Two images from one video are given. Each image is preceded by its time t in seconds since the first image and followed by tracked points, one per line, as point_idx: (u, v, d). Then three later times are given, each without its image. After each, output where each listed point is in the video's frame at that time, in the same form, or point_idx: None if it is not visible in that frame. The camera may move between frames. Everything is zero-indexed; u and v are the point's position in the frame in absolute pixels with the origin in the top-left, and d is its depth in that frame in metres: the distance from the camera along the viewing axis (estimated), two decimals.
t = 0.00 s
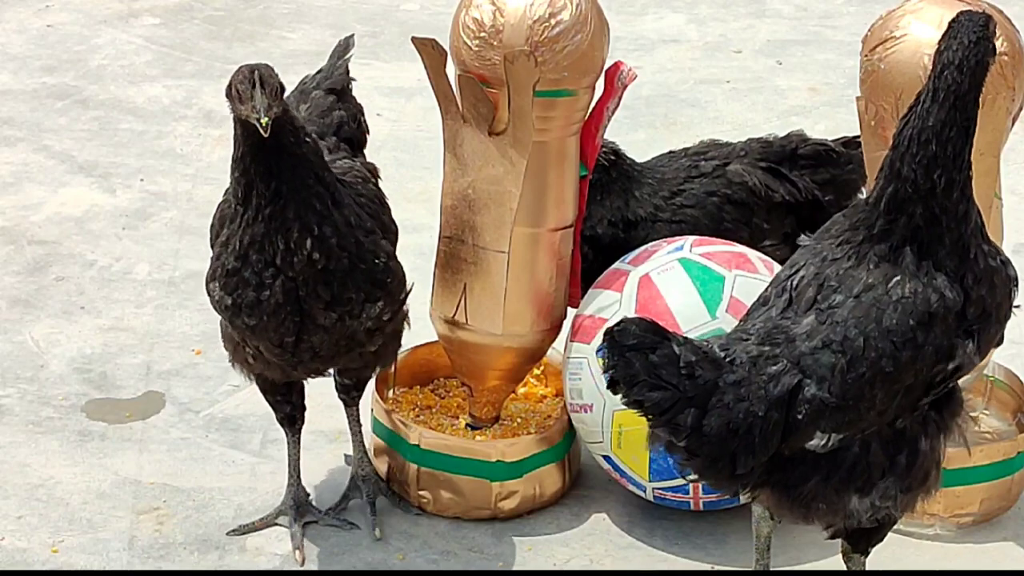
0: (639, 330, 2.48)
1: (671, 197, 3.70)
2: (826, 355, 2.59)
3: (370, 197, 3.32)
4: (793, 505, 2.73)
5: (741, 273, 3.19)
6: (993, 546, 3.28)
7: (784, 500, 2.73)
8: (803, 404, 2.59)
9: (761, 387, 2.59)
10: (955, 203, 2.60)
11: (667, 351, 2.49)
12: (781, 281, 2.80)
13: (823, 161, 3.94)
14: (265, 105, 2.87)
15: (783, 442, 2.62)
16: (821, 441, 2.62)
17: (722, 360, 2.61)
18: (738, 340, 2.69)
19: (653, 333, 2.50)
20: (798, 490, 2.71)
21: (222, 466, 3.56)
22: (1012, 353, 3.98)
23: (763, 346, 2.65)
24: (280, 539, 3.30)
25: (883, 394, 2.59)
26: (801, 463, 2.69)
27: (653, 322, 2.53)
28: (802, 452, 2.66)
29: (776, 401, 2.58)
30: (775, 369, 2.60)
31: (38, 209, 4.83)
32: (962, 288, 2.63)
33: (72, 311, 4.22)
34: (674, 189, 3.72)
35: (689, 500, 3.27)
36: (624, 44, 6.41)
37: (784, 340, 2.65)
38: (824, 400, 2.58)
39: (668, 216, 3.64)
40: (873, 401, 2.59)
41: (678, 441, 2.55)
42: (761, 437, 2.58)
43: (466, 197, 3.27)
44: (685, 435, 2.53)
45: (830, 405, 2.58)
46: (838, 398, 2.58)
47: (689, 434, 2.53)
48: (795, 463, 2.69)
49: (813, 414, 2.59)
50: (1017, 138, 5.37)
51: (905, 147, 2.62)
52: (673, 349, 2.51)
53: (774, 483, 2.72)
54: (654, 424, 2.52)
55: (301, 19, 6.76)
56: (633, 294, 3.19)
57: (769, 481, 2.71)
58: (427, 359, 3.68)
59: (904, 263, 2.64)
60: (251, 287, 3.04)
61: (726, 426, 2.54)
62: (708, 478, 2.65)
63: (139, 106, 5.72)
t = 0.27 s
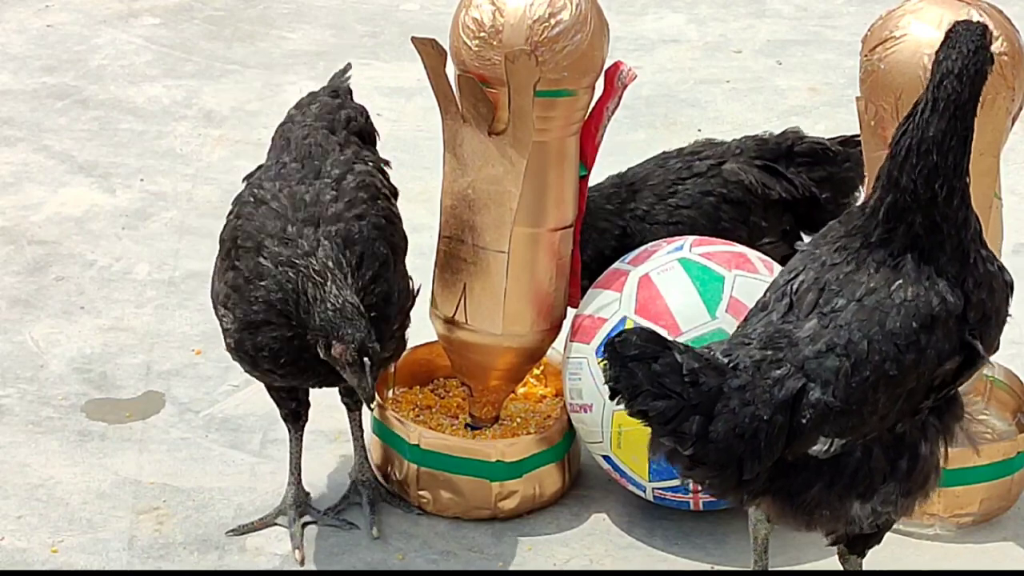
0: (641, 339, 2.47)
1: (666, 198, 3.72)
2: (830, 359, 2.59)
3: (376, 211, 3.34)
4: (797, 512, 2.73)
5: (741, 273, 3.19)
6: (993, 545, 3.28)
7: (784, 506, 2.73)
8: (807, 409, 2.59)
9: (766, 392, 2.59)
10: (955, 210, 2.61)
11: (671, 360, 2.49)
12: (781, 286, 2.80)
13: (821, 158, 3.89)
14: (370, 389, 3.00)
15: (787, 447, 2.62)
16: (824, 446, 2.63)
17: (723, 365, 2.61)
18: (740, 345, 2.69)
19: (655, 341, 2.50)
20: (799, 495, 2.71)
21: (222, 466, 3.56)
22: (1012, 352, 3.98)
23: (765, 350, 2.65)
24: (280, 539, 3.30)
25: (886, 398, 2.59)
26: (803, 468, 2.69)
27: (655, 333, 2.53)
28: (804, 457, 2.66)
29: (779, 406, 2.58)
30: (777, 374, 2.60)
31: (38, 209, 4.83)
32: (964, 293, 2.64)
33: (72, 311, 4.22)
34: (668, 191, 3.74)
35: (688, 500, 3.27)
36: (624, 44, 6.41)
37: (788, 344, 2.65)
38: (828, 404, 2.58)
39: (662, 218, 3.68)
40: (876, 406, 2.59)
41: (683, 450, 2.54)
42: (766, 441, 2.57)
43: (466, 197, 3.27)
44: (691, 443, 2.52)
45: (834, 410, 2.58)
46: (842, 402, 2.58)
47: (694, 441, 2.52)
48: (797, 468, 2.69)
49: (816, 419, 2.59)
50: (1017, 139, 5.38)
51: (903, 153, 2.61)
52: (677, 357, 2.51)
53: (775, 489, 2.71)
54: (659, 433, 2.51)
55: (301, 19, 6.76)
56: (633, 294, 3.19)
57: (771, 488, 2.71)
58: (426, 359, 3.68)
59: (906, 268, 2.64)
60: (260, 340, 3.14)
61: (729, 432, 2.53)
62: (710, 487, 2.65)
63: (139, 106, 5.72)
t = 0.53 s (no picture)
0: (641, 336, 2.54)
1: (666, 199, 3.73)
2: (838, 356, 2.59)
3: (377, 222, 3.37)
4: (795, 512, 2.74)
5: (741, 273, 3.19)
6: (992, 546, 3.28)
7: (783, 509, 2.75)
8: (813, 405, 2.60)
9: (773, 385, 2.62)
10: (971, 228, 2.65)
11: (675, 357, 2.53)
12: (788, 283, 2.80)
13: (821, 157, 3.89)
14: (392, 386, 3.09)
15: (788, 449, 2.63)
16: (826, 446, 2.62)
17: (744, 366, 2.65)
18: (748, 340, 2.70)
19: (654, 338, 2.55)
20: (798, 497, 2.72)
21: (222, 466, 3.56)
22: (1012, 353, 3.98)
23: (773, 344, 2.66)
24: (280, 539, 3.31)
25: (891, 402, 2.59)
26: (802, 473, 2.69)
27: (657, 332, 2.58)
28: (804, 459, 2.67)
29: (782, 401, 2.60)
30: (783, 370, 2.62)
31: (38, 209, 4.83)
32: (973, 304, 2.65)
33: (72, 311, 4.22)
34: (668, 191, 3.74)
35: (688, 500, 3.27)
36: (624, 44, 6.41)
37: (798, 339, 2.65)
38: (834, 400, 2.58)
39: (661, 218, 3.68)
40: (881, 407, 2.59)
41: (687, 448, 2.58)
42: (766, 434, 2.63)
43: (466, 197, 3.28)
44: (695, 438, 2.55)
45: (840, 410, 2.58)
46: (849, 401, 2.58)
47: (697, 438, 2.55)
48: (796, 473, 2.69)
49: (819, 417, 2.59)
50: (1017, 139, 5.38)
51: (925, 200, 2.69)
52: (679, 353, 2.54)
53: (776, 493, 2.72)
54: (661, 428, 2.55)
55: (301, 19, 6.76)
56: (633, 294, 3.19)
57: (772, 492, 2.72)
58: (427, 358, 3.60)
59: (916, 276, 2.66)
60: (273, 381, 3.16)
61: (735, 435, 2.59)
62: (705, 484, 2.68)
63: (139, 106, 5.72)
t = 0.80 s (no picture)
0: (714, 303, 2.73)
1: (667, 202, 3.72)
2: (877, 349, 2.78)
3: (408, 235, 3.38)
4: (801, 505, 2.78)
5: (741, 273, 3.19)
6: (992, 545, 3.27)
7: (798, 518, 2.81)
8: (847, 386, 2.74)
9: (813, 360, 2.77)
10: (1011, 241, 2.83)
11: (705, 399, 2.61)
12: (828, 283, 2.99)
13: (821, 156, 3.89)
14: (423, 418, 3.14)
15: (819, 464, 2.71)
16: (848, 438, 2.73)
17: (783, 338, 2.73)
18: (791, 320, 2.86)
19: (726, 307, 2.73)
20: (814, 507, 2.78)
21: (222, 466, 3.56)
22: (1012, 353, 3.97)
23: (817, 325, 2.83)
24: (280, 539, 3.31)
25: (918, 408, 2.76)
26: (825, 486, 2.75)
27: (664, 401, 2.66)
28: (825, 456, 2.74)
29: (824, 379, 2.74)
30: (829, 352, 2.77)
31: (38, 209, 4.83)
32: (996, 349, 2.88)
33: (72, 311, 4.22)
34: (668, 195, 3.74)
35: (688, 500, 3.27)
36: (624, 44, 6.41)
37: (840, 327, 2.82)
38: (868, 390, 2.74)
39: (663, 221, 3.68)
40: (907, 410, 2.75)
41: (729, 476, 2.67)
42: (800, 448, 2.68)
43: (465, 197, 3.28)
44: (739, 470, 2.63)
45: (871, 400, 2.73)
46: (881, 395, 2.74)
47: (742, 467, 2.63)
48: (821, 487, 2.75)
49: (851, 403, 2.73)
50: (1017, 139, 5.37)
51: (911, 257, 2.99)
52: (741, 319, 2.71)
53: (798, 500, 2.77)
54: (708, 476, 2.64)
55: (301, 19, 6.75)
56: (633, 294, 3.19)
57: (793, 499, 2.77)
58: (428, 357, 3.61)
59: (947, 307, 2.88)
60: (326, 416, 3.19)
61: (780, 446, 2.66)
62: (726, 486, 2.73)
63: (139, 106, 5.72)
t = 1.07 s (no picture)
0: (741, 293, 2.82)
1: (668, 203, 3.73)
2: (890, 351, 2.88)
3: (433, 253, 3.35)
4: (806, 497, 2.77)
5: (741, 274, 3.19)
6: (993, 545, 3.27)
7: (795, 516, 2.82)
8: (864, 382, 2.81)
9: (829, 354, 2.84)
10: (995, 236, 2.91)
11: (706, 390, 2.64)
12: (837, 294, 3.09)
13: (823, 158, 3.88)
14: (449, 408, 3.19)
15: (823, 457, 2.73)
16: (855, 439, 2.75)
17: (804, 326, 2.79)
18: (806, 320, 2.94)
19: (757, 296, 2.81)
20: (813, 505, 2.78)
21: (222, 466, 3.56)
22: (1012, 353, 3.97)
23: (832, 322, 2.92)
24: (280, 538, 3.31)
25: (925, 414, 2.84)
26: (828, 483, 2.76)
27: (661, 393, 2.69)
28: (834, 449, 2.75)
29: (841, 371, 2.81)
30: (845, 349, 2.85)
31: (38, 209, 4.83)
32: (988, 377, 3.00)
33: (72, 311, 4.22)
34: (671, 195, 3.75)
35: (688, 500, 3.27)
36: (624, 44, 6.41)
37: (856, 326, 2.92)
38: (881, 389, 2.81)
39: (664, 222, 3.68)
40: (913, 416, 2.83)
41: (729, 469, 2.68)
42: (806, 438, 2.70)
43: (465, 197, 3.28)
44: (738, 461, 2.65)
45: (882, 399, 2.81)
46: (892, 394, 2.82)
47: (740, 459, 2.64)
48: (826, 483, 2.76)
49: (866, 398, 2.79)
50: (1016, 139, 5.38)
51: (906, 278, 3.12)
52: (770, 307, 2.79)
53: (799, 496, 2.78)
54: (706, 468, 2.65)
55: (301, 19, 6.75)
56: (633, 294, 3.18)
57: (794, 494, 2.77)
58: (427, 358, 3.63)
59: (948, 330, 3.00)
60: (386, 434, 3.19)
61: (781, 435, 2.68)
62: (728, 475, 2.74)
63: (138, 106, 5.72)
